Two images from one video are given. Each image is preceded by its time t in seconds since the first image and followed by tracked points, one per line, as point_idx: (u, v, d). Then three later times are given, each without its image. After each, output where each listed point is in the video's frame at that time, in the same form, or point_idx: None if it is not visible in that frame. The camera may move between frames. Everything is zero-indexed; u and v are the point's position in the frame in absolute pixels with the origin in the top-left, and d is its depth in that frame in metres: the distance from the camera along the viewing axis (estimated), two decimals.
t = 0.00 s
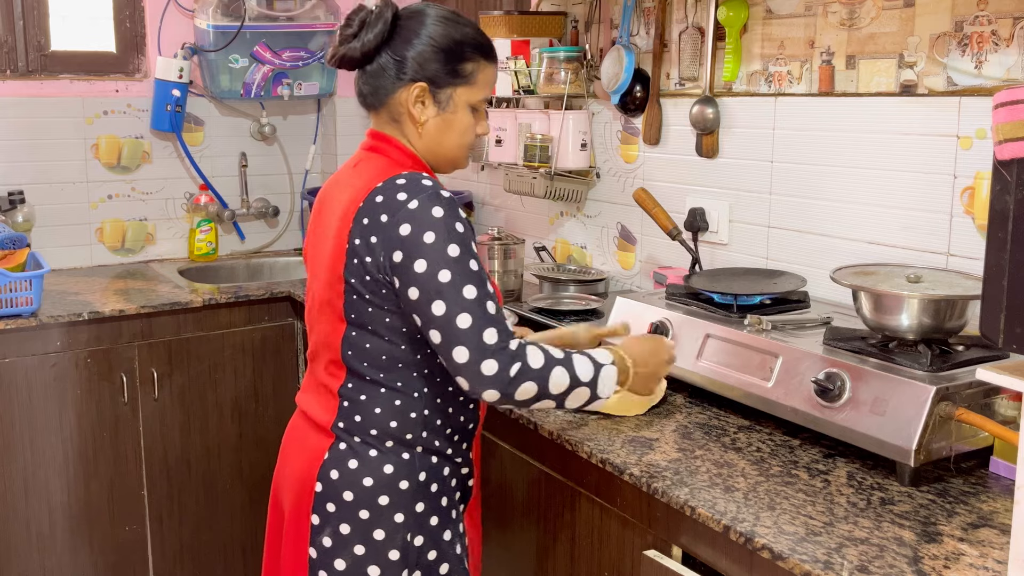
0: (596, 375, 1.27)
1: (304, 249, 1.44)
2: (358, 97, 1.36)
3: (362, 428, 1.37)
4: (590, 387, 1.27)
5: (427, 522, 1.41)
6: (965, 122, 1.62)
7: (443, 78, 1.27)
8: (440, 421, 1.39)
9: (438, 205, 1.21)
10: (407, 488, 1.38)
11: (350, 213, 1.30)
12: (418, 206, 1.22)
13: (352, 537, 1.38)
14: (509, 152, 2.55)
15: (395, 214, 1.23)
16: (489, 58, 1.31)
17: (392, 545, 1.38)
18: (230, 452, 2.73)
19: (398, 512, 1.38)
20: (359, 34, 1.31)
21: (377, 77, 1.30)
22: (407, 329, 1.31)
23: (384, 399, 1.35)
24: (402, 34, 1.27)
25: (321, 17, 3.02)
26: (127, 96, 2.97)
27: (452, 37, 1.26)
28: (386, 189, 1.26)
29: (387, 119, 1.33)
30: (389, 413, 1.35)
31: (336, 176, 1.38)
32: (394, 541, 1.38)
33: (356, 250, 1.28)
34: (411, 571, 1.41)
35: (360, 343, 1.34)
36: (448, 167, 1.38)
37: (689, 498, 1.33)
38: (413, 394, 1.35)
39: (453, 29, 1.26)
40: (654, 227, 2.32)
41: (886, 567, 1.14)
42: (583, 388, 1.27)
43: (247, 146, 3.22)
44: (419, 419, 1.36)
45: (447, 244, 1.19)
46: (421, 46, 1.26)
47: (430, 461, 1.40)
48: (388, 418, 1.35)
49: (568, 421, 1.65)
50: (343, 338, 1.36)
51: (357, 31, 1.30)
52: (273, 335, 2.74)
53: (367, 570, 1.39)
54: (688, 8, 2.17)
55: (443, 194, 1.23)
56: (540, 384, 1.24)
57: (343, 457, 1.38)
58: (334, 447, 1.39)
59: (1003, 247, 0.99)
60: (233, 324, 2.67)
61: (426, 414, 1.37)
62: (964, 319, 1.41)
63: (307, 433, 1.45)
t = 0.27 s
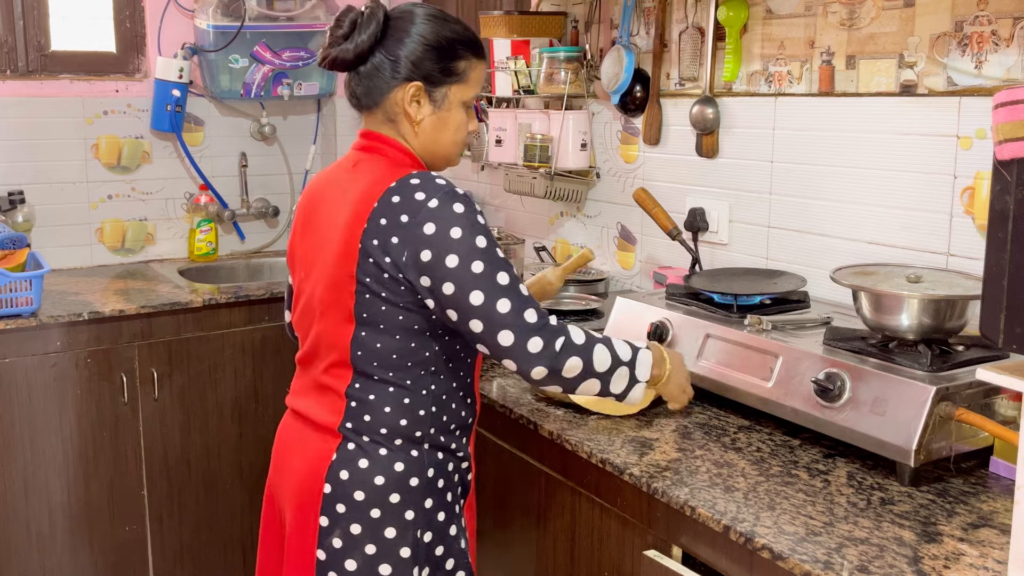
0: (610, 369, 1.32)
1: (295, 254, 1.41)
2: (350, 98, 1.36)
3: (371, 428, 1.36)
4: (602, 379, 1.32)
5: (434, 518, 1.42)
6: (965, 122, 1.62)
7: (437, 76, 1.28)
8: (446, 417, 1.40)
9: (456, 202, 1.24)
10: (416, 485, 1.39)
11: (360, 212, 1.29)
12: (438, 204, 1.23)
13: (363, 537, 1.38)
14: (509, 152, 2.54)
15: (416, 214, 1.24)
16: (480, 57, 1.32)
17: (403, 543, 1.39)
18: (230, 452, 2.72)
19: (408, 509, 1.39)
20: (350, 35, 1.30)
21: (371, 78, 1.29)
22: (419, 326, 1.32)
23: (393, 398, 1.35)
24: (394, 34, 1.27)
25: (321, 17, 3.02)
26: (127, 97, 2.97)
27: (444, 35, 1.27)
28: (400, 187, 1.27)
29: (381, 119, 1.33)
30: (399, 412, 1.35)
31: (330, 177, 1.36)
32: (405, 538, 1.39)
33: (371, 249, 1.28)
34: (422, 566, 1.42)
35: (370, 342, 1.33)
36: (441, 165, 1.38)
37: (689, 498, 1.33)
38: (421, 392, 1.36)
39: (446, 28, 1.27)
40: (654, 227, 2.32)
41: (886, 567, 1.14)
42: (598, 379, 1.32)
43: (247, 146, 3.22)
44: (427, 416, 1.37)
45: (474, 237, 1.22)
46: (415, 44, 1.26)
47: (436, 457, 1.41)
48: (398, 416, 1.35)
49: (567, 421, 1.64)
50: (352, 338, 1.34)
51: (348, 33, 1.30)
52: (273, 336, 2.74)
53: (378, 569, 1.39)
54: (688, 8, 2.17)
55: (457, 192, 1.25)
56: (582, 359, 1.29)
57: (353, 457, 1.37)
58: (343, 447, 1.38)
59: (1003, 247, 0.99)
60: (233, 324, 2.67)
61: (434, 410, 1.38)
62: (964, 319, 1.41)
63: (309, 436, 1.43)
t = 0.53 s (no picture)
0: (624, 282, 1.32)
1: (289, 256, 1.41)
2: (341, 95, 1.36)
3: (365, 428, 1.37)
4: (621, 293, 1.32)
5: (430, 518, 1.42)
6: (965, 122, 1.62)
7: (427, 76, 1.28)
8: (442, 416, 1.40)
9: (452, 186, 1.23)
10: (411, 484, 1.39)
11: (354, 212, 1.29)
12: (434, 192, 1.23)
13: (357, 536, 1.38)
14: (509, 152, 2.54)
15: (414, 207, 1.24)
16: (472, 58, 1.32)
17: (397, 543, 1.39)
18: (230, 452, 2.72)
19: (403, 509, 1.39)
20: (342, 33, 1.31)
21: (361, 76, 1.30)
22: (416, 323, 1.32)
23: (387, 397, 1.35)
24: (385, 33, 1.27)
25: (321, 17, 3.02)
26: (127, 96, 2.97)
27: (434, 36, 1.26)
28: (393, 183, 1.27)
29: (371, 117, 1.33)
30: (393, 411, 1.36)
31: (321, 178, 1.36)
32: (399, 538, 1.39)
33: (369, 247, 1.29)
34: (417, 567, 1.42)
35: (366, 341, 1.33)
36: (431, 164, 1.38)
37: (689, 498, 1.33)
38: (416, 390, 1.36)
39: (436, 28, 1.27)
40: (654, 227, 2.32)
41: (886, 567, 1.14)
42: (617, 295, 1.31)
43: (247, 146, 3.22)
44: (422, 415, 1.37)
45: (477, 214, 1.21)
46: (405, 44, 1.26)
47: (432, 457, 1.41)
48: (392, 416, 1.36)
49: (568, 421, 1.65)
50: (348, 337, 1.34)
51: (340, 30, 1.30)
52: (273, 336, 2.74)
53: (373, 569, 1.39)
54: (688, 8, 2.17)
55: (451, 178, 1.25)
56: (607, 288, 1.29)
57: (347, 457, 1.38)
58: (337, 447, 1.39)
59: (1003, 247, 0.99)
60: (233, 324, 2.67)
61: (428, 409, 1.38)
62: (964, 319, 1.41)
63: (307, 435, 1.44)
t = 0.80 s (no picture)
0: (567, 362, 1.31)
1: (296, 251, 1.43)
2: (355, 94, 1.36)
3: (360, 427, 1.37)
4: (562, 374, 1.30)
5: (425, 518, 1.42)
6: (965, 122, 1.62)
7: (444, 77, 1.28)
8: (437, 418, 1.40)
9: (437, 202, 1.22)
10: (406, 484, 1.38)
11: (349, 213, 1.29)
12: (418, 204, 1.22)
13: (351, 534, 1.38)
14: (509, 152, 2.54)
15: (397, 214, 1.23)
16: (486, 61, 1.33)
17: (391, 542, 1.39)
18: (230, 452, 2.72)
19: (397, 508, 1.38)
20: (360, 31, 1.31)
21: (377, 74, 1.30)
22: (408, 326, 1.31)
23: (382, 397, 1.35)
24: (403, 33, 1.28)
25: (321, 17, 3.02)
26: (127, 96, 2.97)
27: (453, 37, 1.27)
28: (384, 188, 1.26)
29: (384, 117, 1.33)
30: (388, 411, 1.35)
31: (328, 175, 1.37)
32: (393, 537, 1.39)
33: (355, 249, 1.28)
34: (411, 566, 1.41)
35: (359, 342, 1.33)
36: (441, 167, 1.39)
37: (689, 498, 1.33)
38: (411, 391, 1.36)
39: (454, 30, 1.28)
40: (654, 227, 2.32)
41: (886, 567, 1.14)
42: (556, 374, 1.30)
43: (247, 146, 3.22)
44: (417, 416, 1.37)
45: (450, 237, 1.20)
46: (423, 45, 1.26)
47: (428, 457, 1.41)
48: (387, 415, 1.35)
49: (568, 421, 1.65)
50: (342, 337, 1.35)
51: (358, 29, 1.30)
52: (273, 336, 2.74)
53: (367, 567, 1.39)
54: (688, 8, 2.17)
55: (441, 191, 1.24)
56: (546, 362, 1.27)
57: (342, 455, 1.38)
58: (332, 445, 1.39)
59: (1003, 247, 0.99)
60: (233, 324, 2.67)
61: (424, 411, 1.37)
62: (964, 319, 1.41)
63: (304, 432, 1.44)
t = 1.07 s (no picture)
0: (581, 378, 1.28)
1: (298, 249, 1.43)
2: (357, 95, 1.36)
3: (355, 427, 1.37)
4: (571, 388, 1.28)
5: (421, 519, 1.41)
6: (965, 122, 1.62)
7: (445, 79, 1.28)
8: (433, 419, 1.39)
9: (444, 206, 1.22)
10: (401, 485, 1.38)
11: (350, 213, 1.29)
12: (424, 208, 1.22)
13: (346, 535, 1.38)
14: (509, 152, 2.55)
15: (400, 217, 1.23)
16: (489, 63, 1.33)
17: (386, 543, 1.38)
18: (230, 452, 2.72)
19: (392, 509, 1.38)
20: (362, 32, 1.31)
21: (379, 76, 1.29)
22: (405, 328, 1.31)
23: (378, 398, 1.35)
24: (405, 34, 1.28)
25: (321, 17, 3.03)
26: (127, 96, 2.97)
27: (454, 39, 1.27)
28: (388, 189, 1.26)
29: (385, 118, 1.33)
30: (383, 412, 1.35)
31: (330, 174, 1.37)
32: (388, 538, 1.38)
33: (356, 250, 1.28)
34: (406, 568, 1.41)
35: (356, 342, 1.34)
36: (443, 168, 1.39)
37: (689, 498, 1.33)
38: (407, 393, 1.35)
39: (456, 32, 1.27)
40: (654, 227, 2.32)
41: (886, 567, 1.14)
42: (568, 389, 1.28)
43: (247, 146, 3.22)
44: (413, 417, 1.37)
45: (457, 243, 1.20)
46: (424, 46, 1.26)
47: (423, 459, 1.40)
48: (382, 416, 1.35)
49: (568, 421, 1.65)
50: (339, 337, 1.35)
51: (360, 30, 1.31)
52: (273, 336, 2.74)
53: (362, 568, 1.39)
54: (688, 8, 2.17)
55: (446, 196, 1.24)
56: (553, 373, 1.25)
57: (336, 456, 1.38)
58: (328, 446, 1.39)
59: (1003, 247, 0.99)
60: (233, 324, 2.67)
61: (420, 412, 1.37)
62: (963, 319, 1.41)
63: (300, 433, 1.45)
